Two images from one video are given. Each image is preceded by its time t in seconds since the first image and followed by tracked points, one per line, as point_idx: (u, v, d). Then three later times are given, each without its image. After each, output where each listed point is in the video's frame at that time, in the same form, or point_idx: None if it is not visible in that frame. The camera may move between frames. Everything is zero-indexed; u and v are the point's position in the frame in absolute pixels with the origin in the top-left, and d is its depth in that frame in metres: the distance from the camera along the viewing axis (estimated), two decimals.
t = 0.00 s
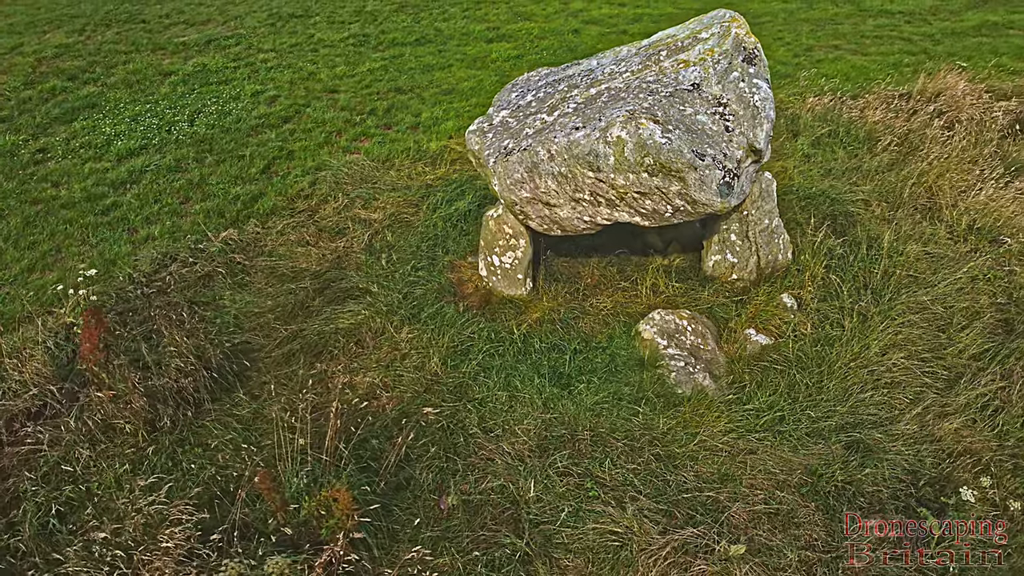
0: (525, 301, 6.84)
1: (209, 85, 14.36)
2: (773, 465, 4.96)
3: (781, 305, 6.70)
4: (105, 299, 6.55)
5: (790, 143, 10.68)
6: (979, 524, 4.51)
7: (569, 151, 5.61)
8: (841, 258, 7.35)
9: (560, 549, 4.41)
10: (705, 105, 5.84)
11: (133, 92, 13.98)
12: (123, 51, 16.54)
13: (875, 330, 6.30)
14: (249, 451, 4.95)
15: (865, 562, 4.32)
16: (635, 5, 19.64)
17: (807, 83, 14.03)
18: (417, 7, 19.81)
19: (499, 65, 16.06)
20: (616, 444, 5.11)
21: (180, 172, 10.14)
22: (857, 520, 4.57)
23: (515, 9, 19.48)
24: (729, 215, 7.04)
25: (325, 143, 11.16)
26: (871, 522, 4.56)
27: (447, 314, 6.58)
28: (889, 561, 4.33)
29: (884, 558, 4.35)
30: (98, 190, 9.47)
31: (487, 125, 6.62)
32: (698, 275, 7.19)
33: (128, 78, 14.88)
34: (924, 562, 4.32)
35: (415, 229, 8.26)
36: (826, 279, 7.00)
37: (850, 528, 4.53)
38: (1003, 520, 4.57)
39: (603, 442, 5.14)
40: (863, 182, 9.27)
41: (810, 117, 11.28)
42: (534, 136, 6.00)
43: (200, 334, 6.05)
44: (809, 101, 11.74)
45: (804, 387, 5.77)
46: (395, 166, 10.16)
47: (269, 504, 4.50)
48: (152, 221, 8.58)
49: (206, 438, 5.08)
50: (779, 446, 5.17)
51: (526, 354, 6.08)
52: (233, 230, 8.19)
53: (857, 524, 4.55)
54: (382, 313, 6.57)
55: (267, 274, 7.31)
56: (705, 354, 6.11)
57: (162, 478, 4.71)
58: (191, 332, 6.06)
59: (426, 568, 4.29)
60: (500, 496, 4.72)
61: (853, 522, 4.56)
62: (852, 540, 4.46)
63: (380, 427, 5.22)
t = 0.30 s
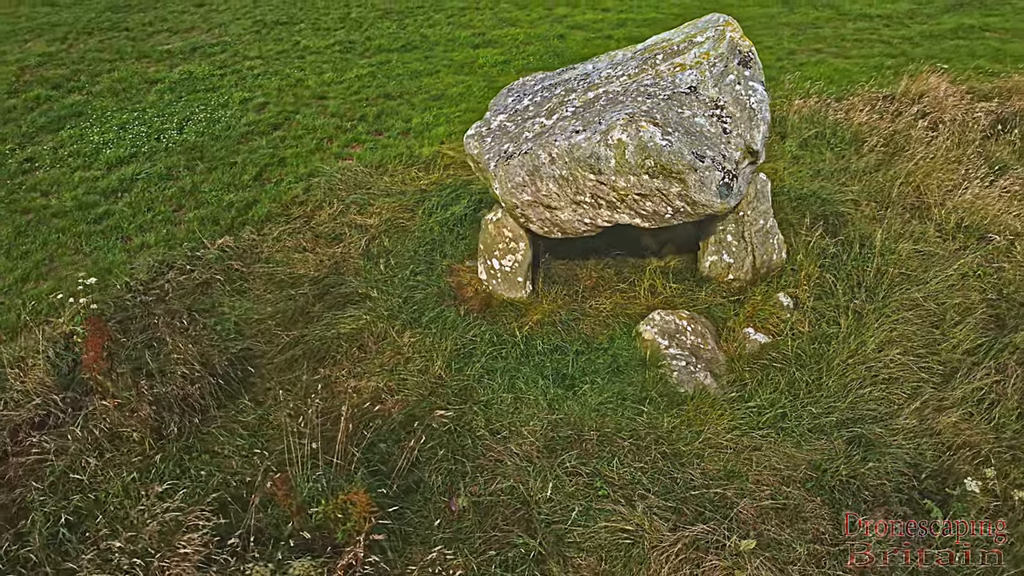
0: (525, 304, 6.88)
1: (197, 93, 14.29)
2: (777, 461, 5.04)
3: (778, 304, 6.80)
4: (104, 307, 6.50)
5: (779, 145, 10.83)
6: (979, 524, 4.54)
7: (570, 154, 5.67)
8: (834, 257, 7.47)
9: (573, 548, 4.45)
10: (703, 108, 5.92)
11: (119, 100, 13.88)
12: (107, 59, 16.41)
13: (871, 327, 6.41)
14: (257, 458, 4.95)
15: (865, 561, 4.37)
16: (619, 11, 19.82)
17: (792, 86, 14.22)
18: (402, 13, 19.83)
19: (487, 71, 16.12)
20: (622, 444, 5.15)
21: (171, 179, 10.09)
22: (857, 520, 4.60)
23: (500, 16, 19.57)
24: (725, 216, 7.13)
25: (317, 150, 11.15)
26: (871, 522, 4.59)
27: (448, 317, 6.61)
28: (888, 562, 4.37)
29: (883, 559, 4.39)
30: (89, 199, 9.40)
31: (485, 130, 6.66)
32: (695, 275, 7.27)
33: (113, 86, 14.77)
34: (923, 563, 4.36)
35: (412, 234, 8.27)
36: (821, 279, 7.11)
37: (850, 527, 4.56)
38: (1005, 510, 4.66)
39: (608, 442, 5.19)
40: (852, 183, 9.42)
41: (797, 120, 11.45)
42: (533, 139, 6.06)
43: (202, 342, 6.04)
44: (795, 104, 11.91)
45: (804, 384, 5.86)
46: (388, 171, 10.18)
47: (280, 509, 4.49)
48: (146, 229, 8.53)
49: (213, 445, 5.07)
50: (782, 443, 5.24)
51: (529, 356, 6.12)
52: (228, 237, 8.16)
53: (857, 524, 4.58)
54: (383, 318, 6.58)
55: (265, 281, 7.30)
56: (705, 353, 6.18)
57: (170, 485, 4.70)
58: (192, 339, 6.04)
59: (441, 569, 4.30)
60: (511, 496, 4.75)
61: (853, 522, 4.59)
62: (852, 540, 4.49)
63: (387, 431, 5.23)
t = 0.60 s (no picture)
0: (525, 304, 6.92)
1: (184, 98, 14.21)
2: (781, 454, 5.12)
3: (774, 301, 6.89)
4: (102, 313, 6.46)
5: (767, 144, 10.96)
6: (979, 524, 4.59)
7: (571, 155, 5.73)
8: (827, 254, 7.59)
9: (585, 544, 4.50)
10: (700, 108, 6.00)
11: (105, 106, 13.76)
12: (91, 65, 16.27)
13: (866, 322, 6.51)
14: (266, 461, 4.95)
15: (866, 560, 4.40)
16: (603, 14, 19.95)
17: (777, 87, 14.40)
18: (386, 17, 19.83)
19: (474, 74, 16.16)
20: (629, 441, 5.20)
21: (163, 185, 10.03)
22: (857, 519, 4.63)
23: (485, 19, 19.63)
24: (721, 215, 7.21)
25: (308, 155, 11.12)
26: (870, 522, 4.62)
27: (449, 318, 6.63)
28: (888, 561, 4.40)
29: (883, 558, 4.42)
30: (80, 205, 9.32)
31: (484, 132, 6.70)
32: (692, 274, 7.34)
33: (99, 92, 14.64)
34: (924, 562, 4.39)
35: (408, 237, 8.29)
36: (815, 275, 7.21)
37: (850, 527, 4.59)
38: (1005, 498, 4.77)
39: (615, 439, 5.24)
40: (841, 181, 9.55)
41: (784, 120, 11.60)
42: (534, 141, 6.11)
43: (204, 346, 6.02)
44: (782, 104, 12.06)
45: (803, 378, 5.94)
46: (381, 175, 10.19)
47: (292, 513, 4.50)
48: (139, 235, 8.47)
49: (220, 450, 5.06)
50: (785, 437, 5.32)
51: (532, 356, 6.16)
52: (224, 242, 8.14)
53: (857, 524, 4.61)
54: (384, 320, 6.59)
55: (264, 285, 7.28)
56: (705, 350, 6.25)
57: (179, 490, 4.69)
58: (194, 344, 6.01)
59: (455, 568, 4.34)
60: (521, 494, 4.78)
61: (853, 522, 4.62)
62: (852, 540, 4.52)
63: (394, 432, 5.24)
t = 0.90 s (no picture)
0: (524, 303, 6.96)
1: (170, 102, 14.11)
2: (784, 447, 5.19)
3: (770, 296, 6.98)
4: (101, 318, 6.41)
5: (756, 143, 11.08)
6: (980, 523, 4.63)
7: (572, 154, 5.80)
8: (820, 250, 7.70)
9: (596, 538, 4.55)
10: (698, 107, 6.08)
11: (91, 111, 13.63)
12: (74, 70, 16.10)
13: (862, 316, 6.62)
14: (274, 464, 4.94)
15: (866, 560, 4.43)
16: (588, 15, 20.05)
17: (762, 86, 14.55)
18: (371, 20, 19.79)
19: (461, 75, 16.18)
20: (635, 436, 5.26)
21: (154, 189, 9.95)
22: (858, 519, 4.65)
23: (470, 21, 19.66)
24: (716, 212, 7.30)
25: (299, 157, 11.08)
26: (870, 521, 4.63)
27: (450, 318, 6.65)
28: (889, 561, 4.43)
29: (884, 558, 4.45)
30: (71, 210, 9.23)
31: (481, 132, 6.72)
32: (689, 271, 7.41)
33: (83, 97, 14.50)
34: (924, 562, 4.43)
35: (405, 238, 8.29)
36: (810, 271, 7.31)
37: (851, 526, 4.60)
38: (1004, 485, 4.87)
39: (620, 435, 5.29)
40: (830, 179, 9.68)
41: (771, 118, 11.73)
42: (533, 141, 6.16)
43: (207, 350, 6.00)
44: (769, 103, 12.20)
45: (803, 372, 6.02)
46: (374, 177, 10.18)
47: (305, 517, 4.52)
48: (133, 240, 8.42)
49: (227, 452, 5.06)
50: (787, 430, 5.40)
51: (534, 355, 6.20)
52: (220, 245, 8.10)
53: (857, 523, 4.62)
54: (385, 322, 6.60)
55: (262, 288, 7.26)
56: (705, 346, 6.33)
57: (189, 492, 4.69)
58: (195, 347, 5.98)
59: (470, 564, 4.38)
60: (531, 490, 4.82)
61: (853, 522, 4.63)
62: (853, 540, 4.53)
63: (401, 432, 5.26)
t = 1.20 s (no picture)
0: (524, 300, 7.00)
1: (157, 105, 14.00)
2: (787, 437, 5.28)
3: (767, 290, 7.07)
4: (100, 320, 6.37)
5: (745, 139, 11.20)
6: (980, 523, 4.65)
7: (573, 151, 5.86)
8: (813, 244, 7.81)
9: (608, 531, 4.60)
10: (696, 104, 6.16)
11: (77, 114, 13.50)
12: (57, 73, 15.93)
13: (857, 307, 6.73)
14: (282, 464, 4.95)
15: (867, 560, 4.43)
16: (573, 15, 20.14)
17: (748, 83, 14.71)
18: (356, 21, 19.74)
19: (449, 75, 16.18)
20: (641, 429, 5.32)
21: (146, 192, 9.89)
22: (857, 520, 4.66)
23: (456, 22, 19.69)
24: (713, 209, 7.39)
25: (291, 159, 11.05)
26: (870, 522, 4.65)
27: (451, 316, 6.68)
28: (889, 559, 4.43)
29: (884, 557, 4.44)
30: (62, 214, 9.15)
31: (480, 130, 6.76)
32: (685, 266, 7.49)
33: (68, 100, 14.35)
34: (925, 562, 4.43)
35: (402, 237, 8.31)
36: (804, 264, 7.42)
37: (850, 527, 4.62)
38: (1003, 470, 4.98)
39: (626, 428, 5.34)
40: (819, 174, 9.82)
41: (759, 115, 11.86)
42: (534, 139, 6.22)
43: (210, 351, 5.99)
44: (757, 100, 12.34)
45: (802, 365, 6.11)
46: (367, 177, 10.18)
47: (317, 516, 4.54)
48: (127, 242, 8.36)
49: (235, 453, 5.06)
50: (789, 421, 5.48)
51: (537, 351, 6.24)
52: (217, 247, 8.07)
53: (856, 524, 4.64)
54: (387, 321, 6.61)
55: (261, 289, 7.25)
56: (705, 341, 6.40)
57: (198, 494, 4.71)
58: (198, 348, 5.98)
59: (484, 558, 4.41)
60: (541, 484, 4.87)
61: (853, 522, 4.64)
62: (853, 540, 4.54)
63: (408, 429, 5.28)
